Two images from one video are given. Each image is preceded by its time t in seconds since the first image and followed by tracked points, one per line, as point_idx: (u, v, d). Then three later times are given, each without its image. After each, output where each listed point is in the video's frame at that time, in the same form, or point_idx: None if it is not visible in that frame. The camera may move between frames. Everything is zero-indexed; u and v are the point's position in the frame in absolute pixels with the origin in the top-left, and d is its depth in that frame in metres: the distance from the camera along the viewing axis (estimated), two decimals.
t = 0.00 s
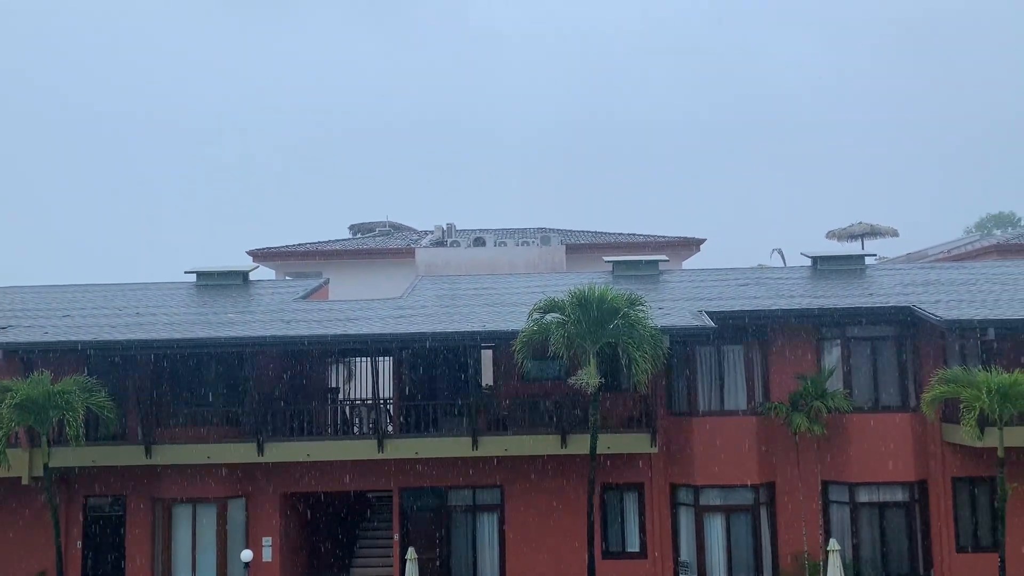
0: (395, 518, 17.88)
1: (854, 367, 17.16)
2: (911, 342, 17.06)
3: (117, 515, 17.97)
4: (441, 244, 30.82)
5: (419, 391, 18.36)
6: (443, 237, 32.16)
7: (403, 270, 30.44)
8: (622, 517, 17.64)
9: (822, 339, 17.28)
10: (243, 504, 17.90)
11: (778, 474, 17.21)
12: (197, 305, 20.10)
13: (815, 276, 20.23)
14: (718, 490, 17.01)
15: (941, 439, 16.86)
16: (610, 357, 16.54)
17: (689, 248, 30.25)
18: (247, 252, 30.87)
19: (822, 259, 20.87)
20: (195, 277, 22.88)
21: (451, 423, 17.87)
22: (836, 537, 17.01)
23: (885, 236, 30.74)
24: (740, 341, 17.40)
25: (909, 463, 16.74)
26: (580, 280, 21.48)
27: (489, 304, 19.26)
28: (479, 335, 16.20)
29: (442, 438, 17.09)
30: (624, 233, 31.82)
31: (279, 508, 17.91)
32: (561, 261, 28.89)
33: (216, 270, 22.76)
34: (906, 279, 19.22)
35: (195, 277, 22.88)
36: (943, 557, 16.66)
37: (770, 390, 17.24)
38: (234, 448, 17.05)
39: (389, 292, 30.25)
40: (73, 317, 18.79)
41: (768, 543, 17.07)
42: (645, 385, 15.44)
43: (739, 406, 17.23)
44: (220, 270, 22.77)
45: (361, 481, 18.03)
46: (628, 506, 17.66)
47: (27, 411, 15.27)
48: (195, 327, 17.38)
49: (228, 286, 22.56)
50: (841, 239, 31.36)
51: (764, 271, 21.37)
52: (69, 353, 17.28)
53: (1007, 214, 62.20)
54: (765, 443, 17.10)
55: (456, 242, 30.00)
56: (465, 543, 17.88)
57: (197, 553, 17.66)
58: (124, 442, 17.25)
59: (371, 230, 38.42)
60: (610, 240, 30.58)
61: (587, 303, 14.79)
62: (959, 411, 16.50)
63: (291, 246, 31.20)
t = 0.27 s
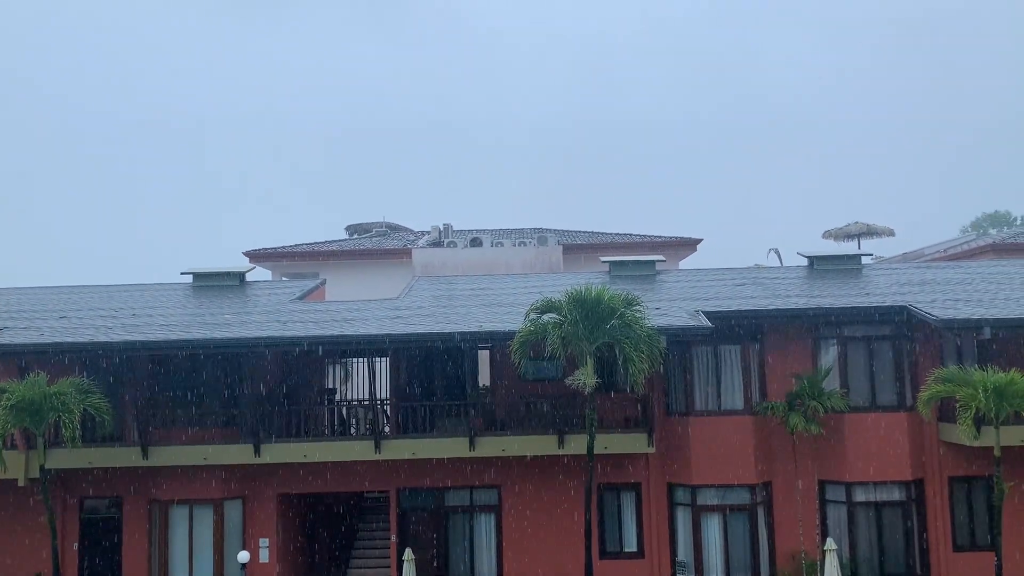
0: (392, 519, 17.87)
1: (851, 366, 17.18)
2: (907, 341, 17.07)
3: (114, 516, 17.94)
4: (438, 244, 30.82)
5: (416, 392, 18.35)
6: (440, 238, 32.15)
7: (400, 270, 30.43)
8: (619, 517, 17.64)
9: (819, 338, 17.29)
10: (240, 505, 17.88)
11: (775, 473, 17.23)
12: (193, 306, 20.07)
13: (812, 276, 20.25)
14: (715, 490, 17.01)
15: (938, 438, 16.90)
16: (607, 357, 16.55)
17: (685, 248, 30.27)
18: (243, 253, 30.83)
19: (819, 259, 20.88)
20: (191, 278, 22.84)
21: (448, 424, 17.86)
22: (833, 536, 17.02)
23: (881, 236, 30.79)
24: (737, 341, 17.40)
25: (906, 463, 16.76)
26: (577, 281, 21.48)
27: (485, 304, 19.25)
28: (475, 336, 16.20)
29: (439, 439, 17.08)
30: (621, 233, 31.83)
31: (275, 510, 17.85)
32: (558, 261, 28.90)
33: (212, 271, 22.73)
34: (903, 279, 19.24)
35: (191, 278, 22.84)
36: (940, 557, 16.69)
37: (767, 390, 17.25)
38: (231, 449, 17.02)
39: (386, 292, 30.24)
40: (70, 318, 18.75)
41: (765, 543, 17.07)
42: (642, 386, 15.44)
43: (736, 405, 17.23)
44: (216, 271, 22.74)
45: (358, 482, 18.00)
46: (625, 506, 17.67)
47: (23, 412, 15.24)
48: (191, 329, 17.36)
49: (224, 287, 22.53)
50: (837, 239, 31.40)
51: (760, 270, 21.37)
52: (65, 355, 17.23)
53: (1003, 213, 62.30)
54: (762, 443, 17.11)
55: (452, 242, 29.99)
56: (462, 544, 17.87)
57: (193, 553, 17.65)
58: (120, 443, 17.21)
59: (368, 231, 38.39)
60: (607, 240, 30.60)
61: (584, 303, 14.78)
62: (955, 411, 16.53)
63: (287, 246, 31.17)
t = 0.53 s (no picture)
0: (393, 520, 17.88)
1: (851, 365, 17.19)
2: (907, 341, 17.08)
3: (114, 518, 17.92)
4: (437, 245, 30.82)
5: (416, 393, 18.35)
6: (439, 239, 32.16)
7: (399, 271, 30.43)
8: (620, 517, 17.65)
9: (819, 338, 17.30)
10: (241, 507, 17.90)
11: (775, 473, 17.24)
12: (193, 308, 20.07)
13: (812, 275, 20.26)
14: (715, 490, 17.03)
15: (938, 437, 16.92)
16: (607, 358, 16.56)
17: (685, 248, 30.27)
18: (243, 255, 30.84)
19: (818, 258, 20.90)
20: (191, 280, 22.85)
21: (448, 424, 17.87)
22: (833, 536, 17.04)
23: (881, 236, 30.80)
24: (737, 341, 17.40)
25: (907, 462, 16.77)
26: (577, 281, 21.49)
27: (485, 305, 19.26)
28: (475, 337, 16.20)
29: (439, 440, 17.09)
30: (620, 233, 31.85)
31: (276, 512, 17.85)
32: (558, 261, 28.90)
33: (212, 272, 22.73)
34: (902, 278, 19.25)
35: (191, 279, 22.85)
36: (940, 555, 16.69)
37: (767, 390, 17.26)
38: (232, 451, 17.02)
39: (385, 293, 30.25)
40: (70, 320, 18.75)
41: (765, 542, 17.08)
42: (642, 386, 15.45)
43: (736, 405, 17.23)
44: (216, 273, 22.74)
45: (359, 484, 18.00)
46: (626, 506, 17.67)
47: (23, 415, 15.24)
48: (192, 330, 17.36)
49: (224, 288, 22.54)
50: (837, 239, 31.40)
51: (760, 270, 21.38)
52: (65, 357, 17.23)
53: (1002, 212, 62.29)
54: (762, 442, 17.12)
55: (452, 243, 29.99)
56: (463, 545, 17.88)
57: (194, 554, 17.69)
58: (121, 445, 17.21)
59: (367, 232, 38.39)
60: (606, 241, 30.61)
61: (584, 304, 14.79)
62: (955, 410, 16.54)
63: (287, 248, 31.17)
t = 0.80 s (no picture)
0: (397, 520, 17.91)
1: (856, 364, 17.15)
2: (912, 339, 17.05)
3: (120, 519, 17.97)
4: (441, 245, 30.83)
5: (421, 393, 18.36)
6: (443, 239, 32.17)
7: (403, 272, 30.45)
8: (625, 517, 17.65)
9: (823, 336, 17.28)
10: (246, 508, 17.93)
11: (780, 472, 17.22)
12: (198, 309, 20.11)
13: (816, 274, 20.23)
14: (720, 489, 17.01)
15: (944, 435, 16.88)
16: (612, 357, 16.55)
17: (689, 247, 30.25)
18: (247, 256, 30.89)
19: (822, 257, 20.88)
20: (196, 281, 22.89)
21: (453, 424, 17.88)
22: (839, 535, 17.01)
23: (885, 234, 30.74)
24: (742, 340, 17.38)
25: (912, 461, 16.73)
26: (581, 280, 21.49)
27: (489, 305, 19.26)
28: (479, 336, 16.21)
29: (444, 440, 17.10)
30: (624, 233, 31.83)
31: (282, 512, 17.94)
32: (561, 261, 28.89)
33: (216, 273, 22.77)
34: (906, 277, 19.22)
35: (196, 280, 22.89)
36: (947, 555, 16.62)
37: (772, 389, 17.24)
38: (237, 451, 17.05)
39: (389, 294, 30.27)
40: (75, 322, 18.80)
41: (771, 542, 17.05)
42: (647, 385, 15.44)
43: (741, 404, 17.22)
44: (220, 274, 22.79)
45: (363, 484, 18.01)
46: (631, 506, 17.67)
47: (29, 416, 15.27)
48: (197, 331, 17.40)
49: (229, 289, 22.58)
50: (841, 237, 31.35)
51: (765, 269, 21.35)
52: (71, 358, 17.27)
53: (1007, 209, 62.12)
54: (767, 442, 17.10)
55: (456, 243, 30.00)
56: (468, 545, 17.89)
57: (200, 556, 17.67)
58: (126, 446, 17.25)
59: (371, 233, 38.42)
60: (610, 240, 30.60)
61: (588, 303, 14.78)
62: (961, 408, 16.50)
63: (291, 249, 31.21)
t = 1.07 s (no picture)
0: (407, 518, 17.94)
1: (866, 361, 17.10)
2: (923, 336, 16.98)
3: (131, 517, 18.07)
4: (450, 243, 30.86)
5: (430, 391, 18.40)
6: (452, 237, 32.20)
7: (412, 270, 30.49)
8: (635, 514, 17.67)
9: (833, 333, 17.23)
10: (257, 505, 18.01)
11: (790, 469, 17.19)
12: (208, 308, 20.20)
13: (826, 271, 20.16)
14: (730, 487, 16.96)
15: (955, 432, 16.81)
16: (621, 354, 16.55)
17: (698, 244, 30.19)
18: (257, 255, 30.98)
19: (832, 254, 20.81)
20: (206, 279, 22.99)
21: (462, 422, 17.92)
22: (849, 532, 16.97)
23: (895, 230, 30.62)
24: (752, 337, 17.34)
25: (923, 458, 16.67)
26: (590, 278, 21.47)
27: (499, 302, 19.27)
28: (489, 334, 16.23)
29: (453, 438, 17.13)
30: (633, 230, 31.80)
31: (292, 509, 18.01)
32: (570, 259, 28.88)
33: (227, 272, 22.86)
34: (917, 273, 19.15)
35: (206, 279, 22.99)
36: (958, 552, 16.58)
37: (782, 386, 17.20)
38: (247, 449, 17.12)
39: (398, 292, 30.31)
40: (86, 321, 18.91)
41: (781, 539, 17.02)
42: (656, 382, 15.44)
43: (751, 402, 17.18)
44: (230, 273, 22.87)
45: (373, 481, 18.07)
46: (640, 503, 17.69)
47: (41, 414, 15.37)
48: (207, 330, 17.47)
49: (239, 288, 22.67)
50: (851, 234, 31.24)
51: (774, 266, 21.30)
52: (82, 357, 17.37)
53: (1018, 205, 61.82)
54: (777, 439, 17.06)
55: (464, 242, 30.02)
56: (478, 542, 17.93)
57: (211, 553, 17.79)
58: (138, 444, 17.34)
59: (380, 231, 38.47)
60: (619, 238, 30.57)
61: (597, 301, 14.78)
62: (972, 405, 16.43)
63: (300, 248, 31.28)
